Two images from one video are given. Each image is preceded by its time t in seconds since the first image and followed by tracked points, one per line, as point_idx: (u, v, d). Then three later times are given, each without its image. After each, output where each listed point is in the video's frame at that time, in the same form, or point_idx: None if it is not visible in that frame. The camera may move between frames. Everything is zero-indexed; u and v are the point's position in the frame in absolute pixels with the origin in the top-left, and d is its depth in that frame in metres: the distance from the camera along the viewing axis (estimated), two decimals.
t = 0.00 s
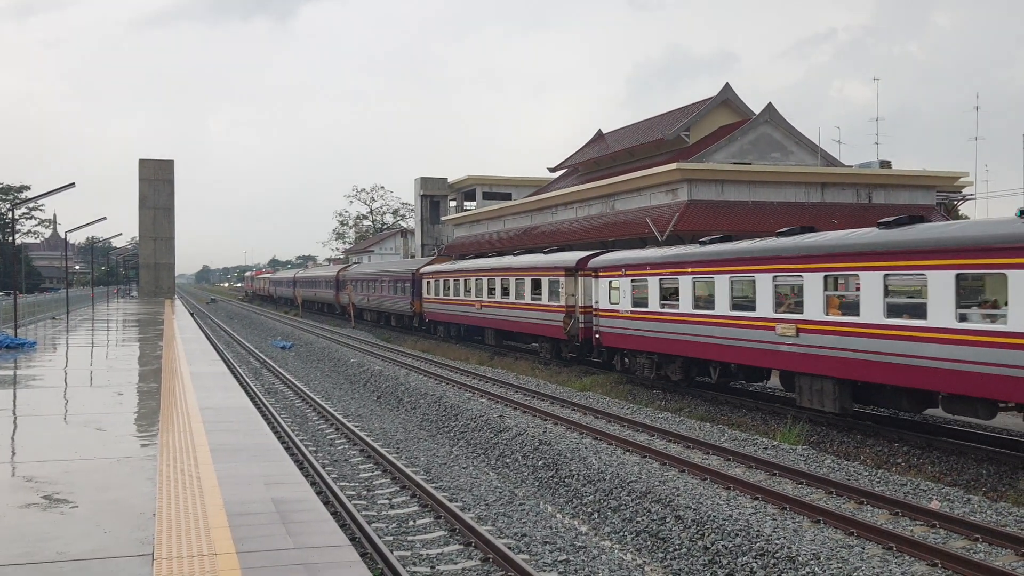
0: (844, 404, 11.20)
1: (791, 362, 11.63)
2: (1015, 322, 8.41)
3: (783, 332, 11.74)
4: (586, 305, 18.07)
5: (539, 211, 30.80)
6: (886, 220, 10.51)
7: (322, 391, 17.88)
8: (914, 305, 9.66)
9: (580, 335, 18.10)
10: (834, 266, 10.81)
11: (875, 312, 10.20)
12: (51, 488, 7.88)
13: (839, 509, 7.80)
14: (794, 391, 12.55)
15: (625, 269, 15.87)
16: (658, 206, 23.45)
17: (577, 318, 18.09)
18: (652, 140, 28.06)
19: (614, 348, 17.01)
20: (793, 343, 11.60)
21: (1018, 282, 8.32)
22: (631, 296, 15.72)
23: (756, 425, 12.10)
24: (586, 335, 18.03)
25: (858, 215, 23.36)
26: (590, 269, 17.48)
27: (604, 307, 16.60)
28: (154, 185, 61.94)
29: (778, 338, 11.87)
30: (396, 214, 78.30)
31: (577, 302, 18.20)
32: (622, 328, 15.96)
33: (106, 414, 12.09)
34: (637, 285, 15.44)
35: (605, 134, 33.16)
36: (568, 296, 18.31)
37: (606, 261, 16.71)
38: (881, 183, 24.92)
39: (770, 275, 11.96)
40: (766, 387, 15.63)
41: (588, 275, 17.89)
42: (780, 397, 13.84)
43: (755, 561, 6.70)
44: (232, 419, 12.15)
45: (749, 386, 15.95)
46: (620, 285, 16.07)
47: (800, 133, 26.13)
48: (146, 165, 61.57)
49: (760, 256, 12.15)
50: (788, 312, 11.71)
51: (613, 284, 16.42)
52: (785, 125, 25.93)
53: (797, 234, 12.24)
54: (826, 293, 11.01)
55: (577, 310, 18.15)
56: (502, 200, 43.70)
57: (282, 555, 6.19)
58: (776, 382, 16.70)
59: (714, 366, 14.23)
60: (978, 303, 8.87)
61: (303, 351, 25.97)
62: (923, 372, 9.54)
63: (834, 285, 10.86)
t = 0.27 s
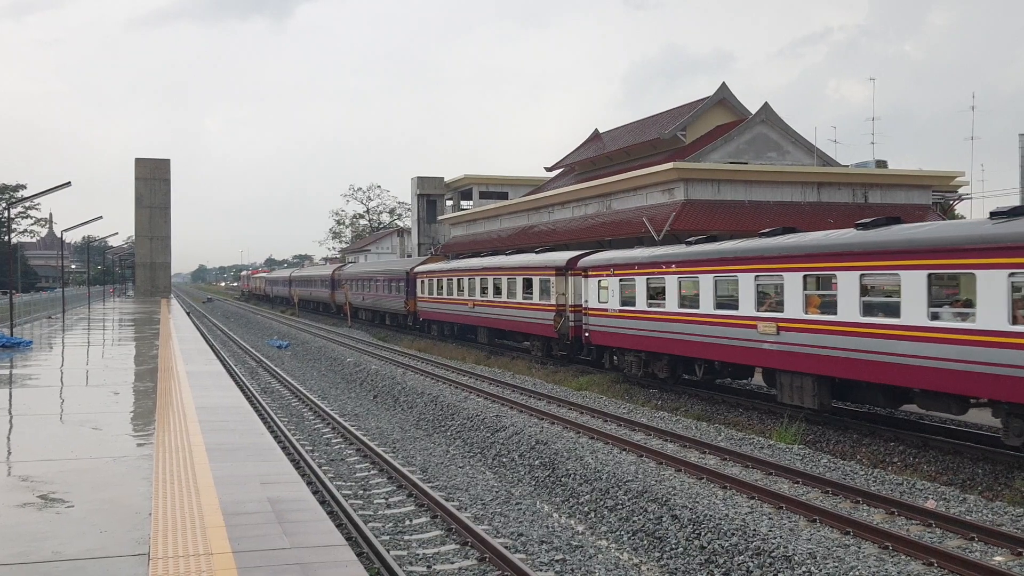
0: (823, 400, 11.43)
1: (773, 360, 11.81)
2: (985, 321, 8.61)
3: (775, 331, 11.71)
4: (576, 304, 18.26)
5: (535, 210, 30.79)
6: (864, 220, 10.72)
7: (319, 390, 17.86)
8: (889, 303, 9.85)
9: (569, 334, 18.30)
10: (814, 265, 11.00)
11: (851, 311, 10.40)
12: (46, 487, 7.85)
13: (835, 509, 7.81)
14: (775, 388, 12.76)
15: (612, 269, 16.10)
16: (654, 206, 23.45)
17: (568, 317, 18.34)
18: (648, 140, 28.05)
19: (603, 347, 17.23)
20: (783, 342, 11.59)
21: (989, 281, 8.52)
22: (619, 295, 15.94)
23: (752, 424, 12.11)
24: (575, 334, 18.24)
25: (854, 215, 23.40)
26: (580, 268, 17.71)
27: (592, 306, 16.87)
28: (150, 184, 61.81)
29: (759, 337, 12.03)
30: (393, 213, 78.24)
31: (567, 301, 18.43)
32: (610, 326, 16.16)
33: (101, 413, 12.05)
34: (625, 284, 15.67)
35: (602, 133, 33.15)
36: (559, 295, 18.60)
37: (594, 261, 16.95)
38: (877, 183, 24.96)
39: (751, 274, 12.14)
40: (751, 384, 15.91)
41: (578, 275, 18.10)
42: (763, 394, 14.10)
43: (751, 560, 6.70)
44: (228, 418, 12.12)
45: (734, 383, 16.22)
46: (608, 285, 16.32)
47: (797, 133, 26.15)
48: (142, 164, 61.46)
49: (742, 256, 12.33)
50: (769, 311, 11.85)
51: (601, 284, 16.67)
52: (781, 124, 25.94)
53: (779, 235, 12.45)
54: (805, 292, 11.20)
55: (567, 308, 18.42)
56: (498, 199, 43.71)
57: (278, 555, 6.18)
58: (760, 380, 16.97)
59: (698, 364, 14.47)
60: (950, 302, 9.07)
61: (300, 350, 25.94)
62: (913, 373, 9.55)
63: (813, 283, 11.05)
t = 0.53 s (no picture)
0: (803, 397, 11.75)
1: (755, 358, 12.09)
2: (957, 319, 8.92)
3: (775, 331, 11.69)
4: (568, 303, 18.56)
5: (533, 210, 30.79)
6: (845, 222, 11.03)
7: (316, 390, 17.86)
8: (867, 302, 10.16)
9: (561, 332, 18.59)
10: (802, 266, 11.17)
11: (830, 310, 10.72)
12: (44, 487, 7.83)
13: (833, 508, 7.82)
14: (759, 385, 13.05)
15: (602, 269, 16.44)
16: (652, 206, 23.47)
17: (559, 316, 18.62)
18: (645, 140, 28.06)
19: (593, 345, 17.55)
20: (781, 341, 11.57)
21: (961, 280, 8.84)
22: (608, 295, 16.28)
23: (750, 424, 12.12)
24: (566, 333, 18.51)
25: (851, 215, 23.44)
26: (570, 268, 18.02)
27: (583, 305, 17.19)
28: (147, 184, 61.70)
29: (742, 335, 12.31)
30: (391, 213, 78.22)
31: (558, 301, 18.68)
32: (600, 325, 16.47)
33: (99, 413, 12.03)
34: (613, 284, 16.00)
35: (599, 133, 33.15)
36: (550, 294, 18.85)
37: (584, 262, 17.29)
38: (874, 183, 25.00)
39: (734, 274, 12.45)
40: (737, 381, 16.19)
41: (569, 274, 18.38)
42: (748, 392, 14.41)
43: (749, 560, 6.71)
44: (226, 418, 12.11)
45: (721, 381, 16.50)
46: (598, 285, 16.65)
47: (794, 133, 26.18)
48: (139, 164, 61.33)
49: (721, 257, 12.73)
50: (752, 310, 12.15)
51: (592, 284, 16.97)
52: (779, 124, 25.97)
53: (769, 235, 12.65)
54: (787, 291, 11.50)
55: (558, 308, 18.71)
56: (495, 199, 43.76)
57: (276, 555, 6.18)
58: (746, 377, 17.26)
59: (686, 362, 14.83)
60: (925, 302, 9.37)
61: (297, 350, 25.96)
62: (911, 372, 9.56)
63: (794, 283, 11.36)
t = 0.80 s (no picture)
0: (784, 394, 12.14)
1: (740, 355, 12.48)
2: (929, 317, 9.37)
3: (781, 332, 11.65)
4: (559, 303, 18.76)
5: (530, 210, 30.80)
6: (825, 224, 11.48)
7: (314, 390, 17.84)
8: (845, 301, 10.58)
9: (552, 331, 18.82)
10: (807, 266, 11.19)
11: (809, 308, 11.15)
12: (42, 487, 7.82)
13: (831, 508, 7.82)
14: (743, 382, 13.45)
15: (592, 269, 16.79)
16: (650, 206, 23.46)
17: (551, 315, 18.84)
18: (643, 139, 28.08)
19: (583, 344, 17.86)
20: (786, 340, 11.57)
21: (934, 280, 9.28)
22: (598, 295, 16.62)
23: (748, 424, 12.12)
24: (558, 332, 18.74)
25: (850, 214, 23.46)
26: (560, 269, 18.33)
27: (574, 305, 17.48)
28: (145, 183, 61.61)
29: (727, 334, 12.70)
30: (388, 213, 78.15)
31: (550, 300, 18.91)
32: (592, 324, 16.79)
33: (97, 413, 12.01)
34: (603, 284, 16.39)
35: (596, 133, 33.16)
36: (542, 294, 19.08)
37: (575, 262, 17.61)
38: (872, 183, 25.02)
39: (718, 274, 12.86)
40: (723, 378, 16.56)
41: (560, 274, 18.57)
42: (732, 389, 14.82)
43: (747, 560, 6.72)
44: (224, 418, 12.09)
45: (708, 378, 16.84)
46: (589, 284, 16.97)
47: (792, 133, 26.20)
48: (137, 164, 61.25)
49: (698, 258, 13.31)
50: (736, 309, 12.54)
51: (583, 284, 17.27)
52: (777, 124, 25.99)
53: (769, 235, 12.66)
54: (769, 291, 11.90)
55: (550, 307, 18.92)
56: (493, 199, 43.78)
57: (275, 555, 6.18)
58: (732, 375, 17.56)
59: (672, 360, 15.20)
60: (900, 301, 9.79)
61: (295, 350, 25.93)
62: (916, 372, 9.55)
63: (776, 283, 11.77)
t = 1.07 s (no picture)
0: (767, 391, 12.46)
1: (723, 353, 12.78)
2: (903, 315, 9.68)
3: (779, 332, 11.66)
4: (550, 302, 19.07)
5: (528, 210, 30.78)
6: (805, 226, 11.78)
7: (312, 390, 17.82)
8: (823, 301, 10.89)
9: (544, 330, 19.08)
10: (804, 266, 11.19)
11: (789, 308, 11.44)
12: (39, 487, 7.80)
13: (828, 508, 7.83)
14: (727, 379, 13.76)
15: (581, 269, 17.09)
16: (648, 206, 23.47)
17: (542, 314, 19.14)
18: (640, 140, 28.09)
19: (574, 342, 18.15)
20: (784, 341, 11.56)
21: (907, 279, 9.59)
22: (588, 294, 16.97)
23: (746, 423, 12.13)
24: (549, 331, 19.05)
25: (847, 214, 23.48)
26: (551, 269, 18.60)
27: (565, 304, 17.80)
28: (143, 182, 61.51)
29: (711, 332, 13.01)
30: (386, 213, 78.08)
31: (542, 299, 19.23)
32: (587, 324, 16.85)
33: (94, 413, 11.99)
34: (593, 284, 16.67)
35: (594, 133, 33.15)
36: (534, 293, 19.39)
37: (565, 262, 17.92)
38: (870, 183, 25.04)
39: (703, 275, 13.16)
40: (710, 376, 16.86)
41: (551, 274, 18.82)
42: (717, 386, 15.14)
43: (744, 560, 6.72)
44: (221, 418, 12.06)
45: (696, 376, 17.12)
46: (579, 284, 17.29)
47: (789, 133, 26.22)
48: (135, 163, 61.15)
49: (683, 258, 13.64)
50: (719, 308, 12.84)
51: (573, 283, 17.59)
52: (775, 124, 26.02)
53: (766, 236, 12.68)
54: (751, 291, 12.18)
55: (542, 307, 19.23)
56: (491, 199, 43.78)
57: (272, 555, 6.17)
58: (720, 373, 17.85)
59: (659, 357, 15.51)
60: (876, 300, 10.09)
61: (292, 350, 25.89)
62: (915, 372, 9.55)
63: (758, 283, 12.02)
